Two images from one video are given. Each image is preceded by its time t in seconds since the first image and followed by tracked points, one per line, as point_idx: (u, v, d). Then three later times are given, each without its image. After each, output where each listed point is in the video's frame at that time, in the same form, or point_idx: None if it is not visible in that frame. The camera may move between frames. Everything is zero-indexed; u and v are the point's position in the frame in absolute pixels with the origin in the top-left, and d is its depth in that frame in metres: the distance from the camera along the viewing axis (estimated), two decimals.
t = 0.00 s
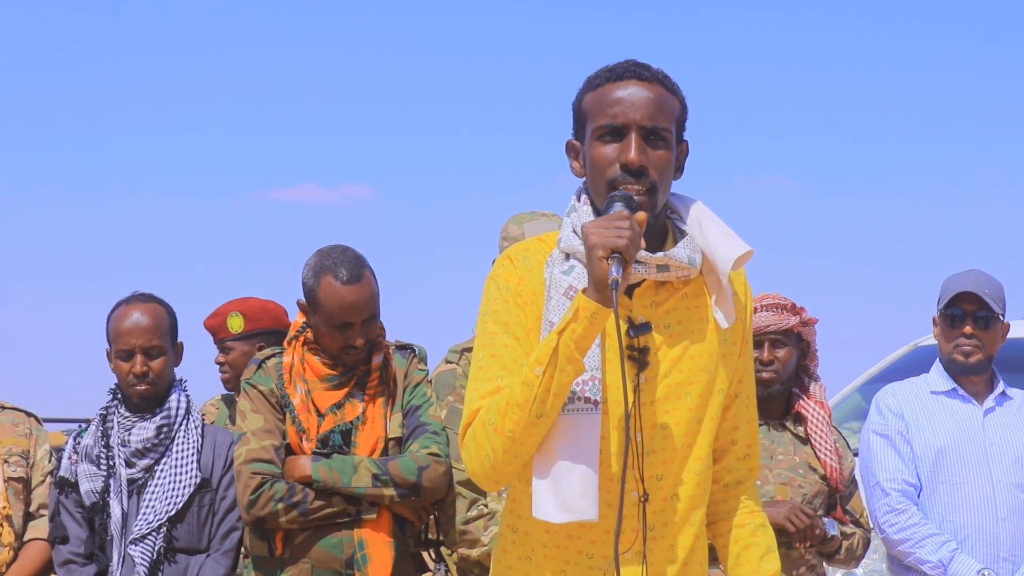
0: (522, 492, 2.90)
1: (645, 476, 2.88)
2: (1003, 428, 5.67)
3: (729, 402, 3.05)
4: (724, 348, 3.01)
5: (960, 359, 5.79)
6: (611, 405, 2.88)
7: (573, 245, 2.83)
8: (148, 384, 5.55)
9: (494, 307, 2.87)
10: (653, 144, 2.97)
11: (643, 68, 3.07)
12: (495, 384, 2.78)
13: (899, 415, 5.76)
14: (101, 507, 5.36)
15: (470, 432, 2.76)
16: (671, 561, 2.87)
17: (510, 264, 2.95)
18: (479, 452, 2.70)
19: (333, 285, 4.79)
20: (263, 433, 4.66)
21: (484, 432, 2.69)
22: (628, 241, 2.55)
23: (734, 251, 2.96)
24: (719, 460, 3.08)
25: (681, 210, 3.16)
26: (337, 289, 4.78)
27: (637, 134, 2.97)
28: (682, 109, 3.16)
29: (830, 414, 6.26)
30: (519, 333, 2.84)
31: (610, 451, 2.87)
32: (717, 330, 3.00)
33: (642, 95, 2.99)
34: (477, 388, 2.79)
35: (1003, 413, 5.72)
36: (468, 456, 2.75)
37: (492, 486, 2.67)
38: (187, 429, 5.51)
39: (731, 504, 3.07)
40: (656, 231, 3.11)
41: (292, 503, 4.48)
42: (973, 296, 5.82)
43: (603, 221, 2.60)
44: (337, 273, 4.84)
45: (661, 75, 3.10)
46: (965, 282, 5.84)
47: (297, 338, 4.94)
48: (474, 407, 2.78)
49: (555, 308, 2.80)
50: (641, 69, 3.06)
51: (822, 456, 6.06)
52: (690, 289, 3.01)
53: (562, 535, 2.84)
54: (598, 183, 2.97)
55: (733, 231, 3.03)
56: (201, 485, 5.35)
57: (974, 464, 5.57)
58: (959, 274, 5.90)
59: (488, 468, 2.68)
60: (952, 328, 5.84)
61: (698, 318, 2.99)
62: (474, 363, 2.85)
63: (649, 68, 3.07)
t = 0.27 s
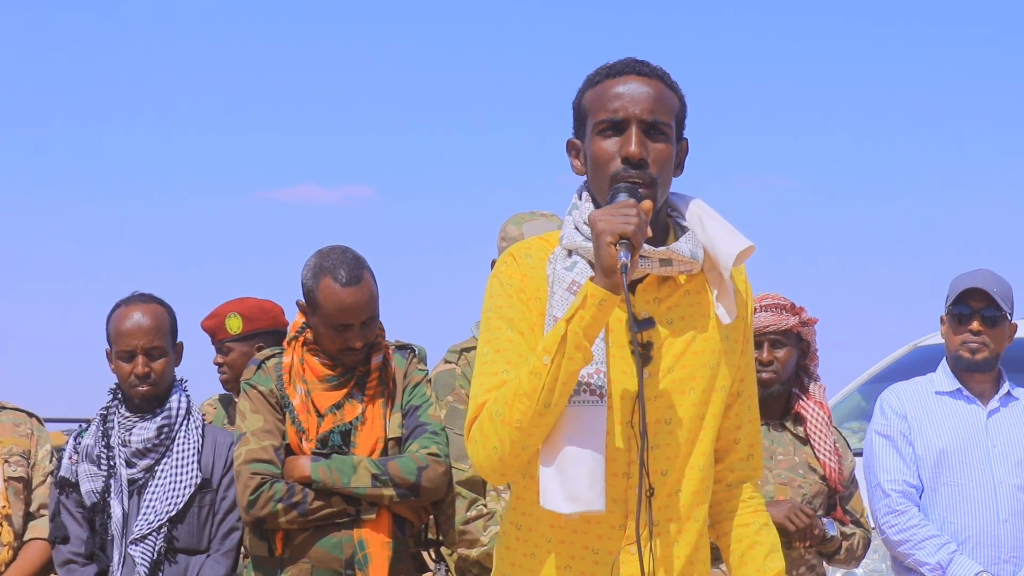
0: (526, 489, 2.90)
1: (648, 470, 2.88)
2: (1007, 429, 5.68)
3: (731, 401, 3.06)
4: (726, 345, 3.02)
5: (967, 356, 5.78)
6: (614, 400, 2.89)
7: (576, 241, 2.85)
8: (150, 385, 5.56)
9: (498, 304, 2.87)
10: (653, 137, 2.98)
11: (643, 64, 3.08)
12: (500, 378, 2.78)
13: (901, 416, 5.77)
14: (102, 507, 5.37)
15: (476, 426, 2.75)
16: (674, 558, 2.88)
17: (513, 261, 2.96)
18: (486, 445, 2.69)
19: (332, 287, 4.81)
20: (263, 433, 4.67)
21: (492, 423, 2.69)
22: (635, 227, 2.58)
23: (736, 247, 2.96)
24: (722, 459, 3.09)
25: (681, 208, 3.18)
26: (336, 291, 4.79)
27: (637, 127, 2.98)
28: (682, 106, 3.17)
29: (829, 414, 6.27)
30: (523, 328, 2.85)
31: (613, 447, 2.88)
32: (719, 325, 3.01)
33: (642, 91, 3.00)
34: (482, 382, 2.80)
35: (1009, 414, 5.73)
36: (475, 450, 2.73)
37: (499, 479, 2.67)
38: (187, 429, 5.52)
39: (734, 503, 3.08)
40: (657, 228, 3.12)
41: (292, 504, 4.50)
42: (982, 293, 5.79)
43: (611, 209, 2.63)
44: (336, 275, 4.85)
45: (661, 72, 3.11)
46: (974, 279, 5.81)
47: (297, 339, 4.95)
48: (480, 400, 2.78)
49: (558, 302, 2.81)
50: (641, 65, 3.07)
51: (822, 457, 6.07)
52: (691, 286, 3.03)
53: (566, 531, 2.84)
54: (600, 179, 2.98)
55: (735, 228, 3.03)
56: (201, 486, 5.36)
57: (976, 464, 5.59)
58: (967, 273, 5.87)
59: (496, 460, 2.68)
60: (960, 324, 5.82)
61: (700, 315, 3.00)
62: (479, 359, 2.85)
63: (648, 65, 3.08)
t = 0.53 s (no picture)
0: (528, 489, 2.90)
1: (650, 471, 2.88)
2: (1011, 429, 5.66)
3: (731, 404, 3.06)
4: (728, 347, 3.02)
5: (971, 358, 5.78)
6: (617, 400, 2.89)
7: (581, 240, 2.85)
8: (153, 385, 5.57)
9: (501, 302, 2.87)
10: (658, 136, 2.98)
11: (649, 64, 3.09)
12: (503, 376, 2.79)
13: (904, 417, 5.79)
14: (102, 507, 5.37)
15: (478, 424, 2.76)
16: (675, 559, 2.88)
17: (517, 260, 2.96)
18: (488, 443, 2.69)
19: (333, 289, 4.81)
20: (263, 433, 4.67)
21: (494, 422, 2.69)
22: (641, 227, 2.58)
23: (740, 249, 2.97)
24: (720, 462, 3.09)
25: (686, 209, 3.18)
26: (337, 292, 4.80)
27: (642, 127, 2.98)
28: (688, 106, 3.18)
29: (829, 415, 6.27)
30: (526, 328, 2.85)
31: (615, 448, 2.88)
32: (723, 327, 3.02)
33: (648, 90, 3.01)
34: (485, 381, 2.80)
35: (1012, 414, 5.71)
36: (477, 448, 2.74)
37: (501, 477, 2.67)
38: (188, 430, 5.53)
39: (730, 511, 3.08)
40: (661, 229, 3.12)
41: (292, 503, 4.50)
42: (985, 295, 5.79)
43: (616, 210, 2.63)
44: (337, 276, 4.85)
45: (667, 72, 3.12)
46: (978, 281, 5.80)
47: (298, 339, 4.95)
48: (483, 399, 2.78)
49: (562, 301, 2.81)
50: (647, 66, 3.08)
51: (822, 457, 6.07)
52: (695, 288, 3.03)
53: (567, 531, 2.85)
54: (605, 177, 2.98)
55: (738, 229, 3.04)
56: (202, 486, 5.36)
57: (978, 465, 5.59)
58: (972, 273, 5.88)
59: (498, 459, 2.68)
60: (964, 327, 5.82)
61: (704, 316, 3.01)
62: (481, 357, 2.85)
63: (655, 65, 3.09)
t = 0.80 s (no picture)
0: (529, 490, 2.89)
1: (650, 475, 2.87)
2: (1015, 429, 5.66)
3: (730, 404, 3.05)
4: (729, 349, 3.01)
5: (974, 361, 5.76)
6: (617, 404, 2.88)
7: (583, 242, 2.85)
8: (153, 385, 5.57)
9: (503, 303, 2.87)
10: (661, 139, 2.98)
11: (653, 66, 3.08)
12: (504, 378, 2.78)
13: (907, 419, 5.79)
14: (102, 507, 5.37)
15: (479, 426, 2.75)
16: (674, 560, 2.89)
17: (519, 260, 2.96)
18: (488, 446, 2.69)
19: (333, 288, 4.80)
20: (263, 432, 4.67)
21: (495, 425, 2.68)
22: (642, 232, 2.58)
23: (743, 252, 2.98)
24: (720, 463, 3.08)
25: (689, 210, 3.17)
26: (337, 292, 4.79)
27: (645, 129, 2.97)
28: (692, 108, 3.17)
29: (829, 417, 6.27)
30: (528, 329, 2.85)
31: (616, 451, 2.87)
32: (723, 330, 3.01)
33: (651, 92, 3.00)
34: (486, 382, 2.80)
35: (1015, 415, 5.71)
36: (477, 450, 2.74)
37: (501, 480, 2.67)
38: (188, 430, 5.52)
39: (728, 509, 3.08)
40: (663, 230, 3.12)
41: (292, 502, 4.49)
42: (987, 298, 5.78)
43: (617, 215, 2.63)
44: (338, 276, 4.84)
45: (671, 73, 3.11)
46: (980, 283, 5.80)
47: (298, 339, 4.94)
48: (484, 401, 2.78)
49: (563, 304, 2.80)
50: (651, 67, 3.07)
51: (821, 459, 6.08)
52: (698, 291, 3.02)
53: (567, 533, 2.84)
54: (607, 180, 2.98)
55: (742, 233, 3.04)
56: (202, 486, 5.35)
57: (980, 465, 5.58)
58: (974, 274, 5.88)
59: (498, 462, 2.67)
60: (966, 330, 5.81)
61: (705, 319, 3.00)
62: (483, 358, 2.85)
63: (659, 66, 3.08)
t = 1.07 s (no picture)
0: (530, 493, 2.88)
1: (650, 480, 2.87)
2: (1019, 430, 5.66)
3: (731, 403, 3.06)
4: (729, 351, 3.02)
5: (978, 365, 5.76)
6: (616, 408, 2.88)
7: (583, 247, 2.85)
8: (153, 386, 5.57)
9: (503, 308, 2.87)
10: (660, 146, 2.98)
11: (653, 69, 3.07)
12: (505, 386, 2.77)
13: (912, 419, 5.78)
14: (103, 508, 5.37)
15: (481, 434, 2.75)
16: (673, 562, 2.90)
17: (519, 264, 2.95)
18: (490, 455, 2.69)
19: (333, 289, 4.80)
20: (264, 433, 4.67)
21: (497, 434, 2.68)
22: (645, 246, 2.57)
23: (742, 257, 2.97)
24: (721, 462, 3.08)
25: (688, 211, 3.15)
26: (337, 293, 4.79)
27: (644, 136, 2.97)
28: (692, 111, 3.17)
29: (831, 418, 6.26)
30: (529, 335, 2.85)
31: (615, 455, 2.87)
32: (723, 334, 3.01)
33: (651, 97, 3.00)
34: (487, 390, 2.79)
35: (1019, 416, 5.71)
36: (478, 459, 2.74)
37: (502, 489, 2.67)
38: (188, 430, 5.52)
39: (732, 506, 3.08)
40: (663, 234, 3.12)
41: (292, 503, 4.49)
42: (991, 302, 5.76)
43: (620, 228, 2.61)
44: (338, 277, 4.84)
45: (670, 76, 3.11)
46: (983, 286, 5.79)
47: (298, 339, 4.94)
48: (485, 408, 2.77)
49: (565, 311, 2.80)
50: (650, 71, 3.06)
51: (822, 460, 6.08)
52: (697, 293, 3.02)
53: (569, 539, 2.84)
54: (606, 185, 2.98)
55: (742, 236, 3.04)
56: (202, 486, 5.35)
57: (984, 466, 5.58)
58: (977, 276, 5.87)
59: (501, 471, 2.67)
60: (970, 335, 5.80)
61: (705, 322, 3.00)
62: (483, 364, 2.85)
63: (658, 70, 3.08)
